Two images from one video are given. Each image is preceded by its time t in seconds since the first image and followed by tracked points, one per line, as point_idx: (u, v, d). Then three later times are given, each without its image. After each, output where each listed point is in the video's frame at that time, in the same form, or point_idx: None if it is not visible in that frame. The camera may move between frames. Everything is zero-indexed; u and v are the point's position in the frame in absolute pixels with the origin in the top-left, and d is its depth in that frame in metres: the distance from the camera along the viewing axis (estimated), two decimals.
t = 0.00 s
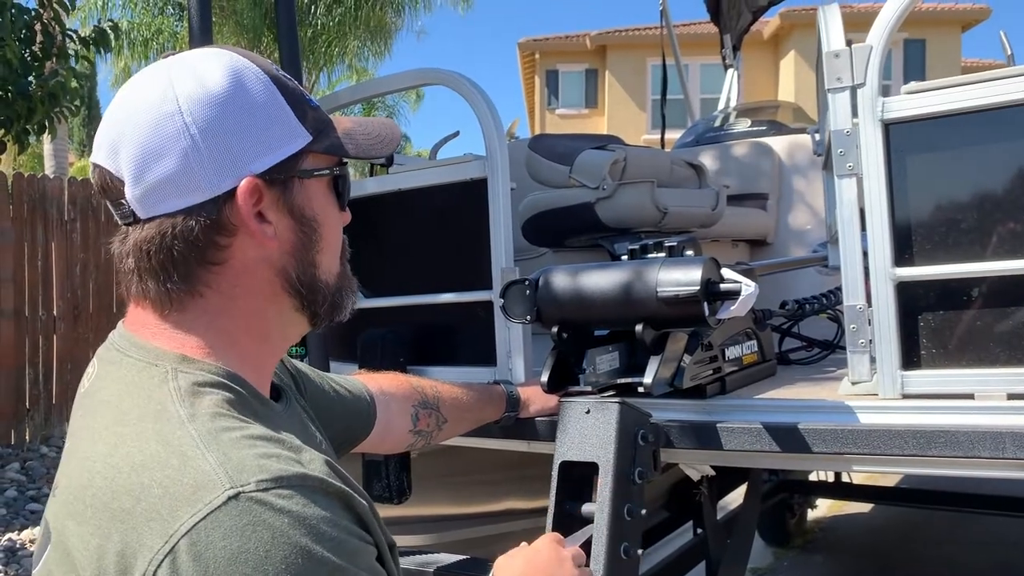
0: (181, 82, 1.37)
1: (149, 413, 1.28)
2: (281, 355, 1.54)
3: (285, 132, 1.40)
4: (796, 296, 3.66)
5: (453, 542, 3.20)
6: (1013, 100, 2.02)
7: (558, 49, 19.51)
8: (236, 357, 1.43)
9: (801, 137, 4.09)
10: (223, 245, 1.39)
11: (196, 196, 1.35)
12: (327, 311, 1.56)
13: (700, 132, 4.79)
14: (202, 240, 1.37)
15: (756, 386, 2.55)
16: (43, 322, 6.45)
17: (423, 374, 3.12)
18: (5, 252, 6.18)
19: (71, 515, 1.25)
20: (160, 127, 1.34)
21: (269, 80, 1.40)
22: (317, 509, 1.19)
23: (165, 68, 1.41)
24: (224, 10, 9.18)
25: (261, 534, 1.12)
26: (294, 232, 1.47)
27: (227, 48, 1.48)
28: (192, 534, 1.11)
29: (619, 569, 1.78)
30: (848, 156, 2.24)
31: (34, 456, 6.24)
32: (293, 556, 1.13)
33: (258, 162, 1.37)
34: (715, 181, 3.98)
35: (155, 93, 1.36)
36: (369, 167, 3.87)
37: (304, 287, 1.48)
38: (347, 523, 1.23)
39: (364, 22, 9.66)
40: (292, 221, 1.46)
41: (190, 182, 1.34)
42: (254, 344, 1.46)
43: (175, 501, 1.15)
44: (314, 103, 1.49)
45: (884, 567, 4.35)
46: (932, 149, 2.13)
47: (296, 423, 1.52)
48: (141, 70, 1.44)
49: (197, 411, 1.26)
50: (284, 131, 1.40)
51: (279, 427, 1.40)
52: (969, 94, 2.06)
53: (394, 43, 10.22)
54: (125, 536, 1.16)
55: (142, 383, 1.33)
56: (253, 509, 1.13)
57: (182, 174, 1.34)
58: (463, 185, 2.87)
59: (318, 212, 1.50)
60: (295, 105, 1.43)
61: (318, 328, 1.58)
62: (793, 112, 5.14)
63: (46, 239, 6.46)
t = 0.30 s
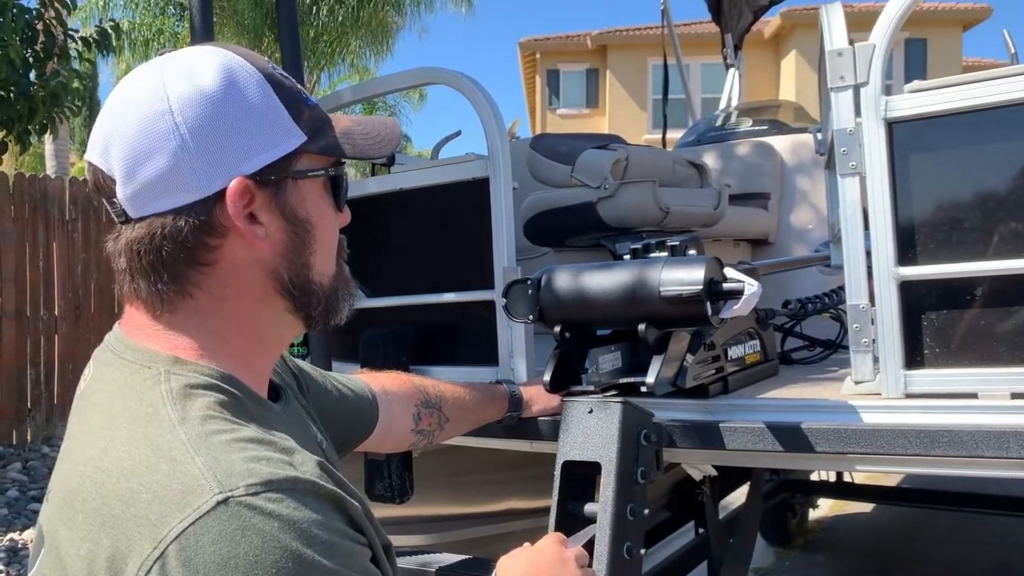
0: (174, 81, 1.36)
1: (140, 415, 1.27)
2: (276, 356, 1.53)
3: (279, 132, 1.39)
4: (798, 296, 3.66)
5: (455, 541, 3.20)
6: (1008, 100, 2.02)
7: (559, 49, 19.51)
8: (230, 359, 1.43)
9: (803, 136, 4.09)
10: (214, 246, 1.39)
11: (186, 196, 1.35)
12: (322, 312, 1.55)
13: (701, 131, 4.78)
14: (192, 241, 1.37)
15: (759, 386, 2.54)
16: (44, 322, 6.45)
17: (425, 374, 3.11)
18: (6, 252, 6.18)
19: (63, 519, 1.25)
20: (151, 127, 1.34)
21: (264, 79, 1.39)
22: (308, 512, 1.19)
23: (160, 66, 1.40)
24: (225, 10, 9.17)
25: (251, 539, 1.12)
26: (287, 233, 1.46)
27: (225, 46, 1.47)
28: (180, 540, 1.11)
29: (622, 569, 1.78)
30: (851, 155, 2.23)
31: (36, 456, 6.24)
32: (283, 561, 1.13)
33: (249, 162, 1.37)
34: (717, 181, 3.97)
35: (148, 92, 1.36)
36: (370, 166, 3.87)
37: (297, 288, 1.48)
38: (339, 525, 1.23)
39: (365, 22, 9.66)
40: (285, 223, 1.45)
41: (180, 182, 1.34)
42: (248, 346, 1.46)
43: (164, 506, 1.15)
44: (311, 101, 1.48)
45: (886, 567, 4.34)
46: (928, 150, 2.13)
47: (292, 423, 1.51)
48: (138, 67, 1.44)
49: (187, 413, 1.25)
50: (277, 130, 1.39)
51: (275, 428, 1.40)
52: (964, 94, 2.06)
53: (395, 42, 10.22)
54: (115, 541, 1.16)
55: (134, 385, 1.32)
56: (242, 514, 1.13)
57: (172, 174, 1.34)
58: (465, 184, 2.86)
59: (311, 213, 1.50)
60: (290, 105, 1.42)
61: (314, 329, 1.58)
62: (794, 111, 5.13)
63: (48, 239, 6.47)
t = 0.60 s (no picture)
0: (163, 78, 1.35)
1: (136, 412, 1.27)
2: (275, 351, 1.53)
3: (271, 127, 1.38)
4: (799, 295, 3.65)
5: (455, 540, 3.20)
6: (999, 100, 2.03)
7: (560, 48, 19.50)
8: (228, 356, 1.43)
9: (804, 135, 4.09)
10: (210, 244, 1.38)
11: (178, 194, 1.34)
12: (322, 307, 1.54)
13: (702, 130, 4.78)
14: (187, 240, 1.37)
15: (760, 385, 2.54)
16: (44, 321, 6.44)
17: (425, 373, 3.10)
18: (6, 251, 6.17)
19: (58, 515, 1.25)
20: (141, 126, 1.34)
21: (254, 73, 1.38)
22: (303, 509, 1.18)
23: (149, 62, 1.39)
24: (226, 9, 9.16)
25: (244, 537, 1.11)
26: (283, 228, 1.45)
27: (214, 39, 1.45)
28: (172, 537, 1.11)
29: (623, 568, 1.77)
30: (852, 154, 2.22)
31: (37, 455, 6.23)
32: (277, 559, 1.12)
33: (240, 159, 1.36)
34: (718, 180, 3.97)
35: (138, 90, 1.35)
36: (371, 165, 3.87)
37: (295, 283, 1.47)
38: (334, 523, 1.22)
39: (365, 20, 9.65)
40: (281, 218, 1.44)
41: (172, 181, 1.33)
42: (246, 343, 1.46)
43: (157, 503, 1.14)
44: (303, 93, 1.46)
45: (886, 566, 4.34)
46: (921, 149, 2.14)
47: (292, 420, 1.51)
48: (127, 64, 1.43)
49: (182, 410, 1.25)
50: (268, 125, 1.38)
51: (274, 425, 1.39)
52: (956, 94, 2.06)
53: (395, 41, 10.21)
54: (108, 538, 1.16)
55: (129, 382, 1.32)
56: (236, 511, 1.13)
57: (165, 173, 1.33)
58: (465, 183, 2.86)
59: (308, 207, 1.49)
60: (282, 99, 1.41)
61: (314, 325, 1.57)
62: (795, 110, 5.12)
63: (48, 238, 6.46)
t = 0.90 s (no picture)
0: (173, 71, 1.34)
1: (149, 401, 1.26)
2: (289, 344, 1.52)
3: (282, 118, 1.38)
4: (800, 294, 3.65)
5: (454, 540, 3.19)
6: (998, 100, 2.02)
7: (559, 46, 19.49)
8: (244, 348, 1.42)
9: (805, 134, 4.08)
10: (227, 237, 1.37)
11: (195, 186, 1.33)
12: (335, 299, 1.54)
13: (702, 129, 4.77)
14: (204, 233, 1.35)
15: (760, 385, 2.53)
16: (43, 319, 6.44)
17: (425, 371, 3.10)
18: (5, 248, 6.16)
19: (68, 506, 1.23)
20: (155, 119, 1.32)
21: (263, 63, 1.38)
22: (319, 496, 1.18)
23: (157, 56, 1.38)
24: (225, 7, 9.14)
25: (262, 522, 1.10)
26: (299, 219, 1.45)
27: (218, 32, 1.45)
28: (190, 523, 1.10)
29: (622, 569, 1.77)
30: (854, 152, 2.20)
31: (35, 453, 6.22)
32: (296, 545, 1.12)
33: (256, 149, 1.35)
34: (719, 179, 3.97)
35: (149, 83, 1.34)
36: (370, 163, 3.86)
37: (310, 274, 1.47)
38: (350, 511, 1.22)
39: (365, 19, 9.63)
40: (296, 209, 1.43)
41: (189, 173, 1.32)
42: (261, 336, 1.45)
43: (172, 490, 1.13)
44: (310, 84, 1.47)
45: (886, 566, 4.33)
46: (916, 148, 2.14)
47: (301, 415, 1.50)
48: (131, 60, 1.42)
49: (195, 399, 1.24)
50: (281, 115, 1.38)
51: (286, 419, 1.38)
52: (951, 94, 2.06)
53: (394, 39, 10.20)
54: (121, 528, 1.14)
55: (142, 373, 1.31)
56: (253, 497, 1.12)
57: (181, 165, 1.32)
58: (465, 181, 2.85)
59: (321, 197, 1.49)
60: (292, 89, 1.41)
61: (326, 317, 1.57)
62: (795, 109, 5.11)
63: (47, 236, 6.46)
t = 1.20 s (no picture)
0: (172, 56, 1.32)
1: (157, 384, 1.24)
2: (289, 333, 1.51)
3: (282, 105, 1.37)
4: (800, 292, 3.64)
5: (453, 539, 3.19)
6: (997, 98, 2.02)
7: (558, 44, 19.48)
8: (246, 336, 1.40)
9: (805, 132, 4.08)
10: (229, 224, 1.35)
11: (198, 172, 1.31)
12: (332, 285, 1.54)
13: (702, 127, 4.76)
14: (207, 220, 1.33)
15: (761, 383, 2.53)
16: (42, 317, 6.43)
17: (424, 368, 3.09)
18: (5, 246, 6.15)
19: (79, 493, 1.21)
20: (155, 105, 1.30)
21: (260, 50, 1.37)
22: (336, 469, 1.16)
23: (151, 41, 1.36)
24: (225, 5, 9.13)
25: (283, 494, 1.09)
26: (298, 205, 1.44)
27: (211, 20, 1.43)
28: (211, 497, 1.08)
29: (622, 568, 1.76)
30: (854, 150, 2.19)
31: (34, 451, 6.21)
32: (316, 516, 1.10)
33: (257, 136, 1.34)
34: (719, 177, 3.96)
35: (147, 68, 1.32)
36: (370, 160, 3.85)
37: (310, 261, 1.46)
38: (367, 485, 1.21)
39: (365, 18, 9.62)
40: (296, 195, 1.43)
41: (192, 159, 1.30)
42: (262, 324, 1.43)
43: (190, 466, 1.11)
44: (304, 71, 1.46)
45: (886, 565, 4.32)
46: (914, 147, 2.14)
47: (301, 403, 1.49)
48: (122, 47, 1.39)
49: (206, 379, 1.22)
50: (280, 101, 1.37)
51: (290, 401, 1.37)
52: (938, 94, 2.07)
53: (394, 38, 10.19)
54: (138, 508, 1.12)
55: (147, 359, 1.29)
56: (273, 470, 1.10)
57: (183, 152, 1.30)
58: (464, 180, 2.85)
59: (320, 185, 1.48)
60: (288, 77, 1.40)
61: (322, 304, 1.56)
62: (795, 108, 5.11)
63: (47, 233, 6.45)
